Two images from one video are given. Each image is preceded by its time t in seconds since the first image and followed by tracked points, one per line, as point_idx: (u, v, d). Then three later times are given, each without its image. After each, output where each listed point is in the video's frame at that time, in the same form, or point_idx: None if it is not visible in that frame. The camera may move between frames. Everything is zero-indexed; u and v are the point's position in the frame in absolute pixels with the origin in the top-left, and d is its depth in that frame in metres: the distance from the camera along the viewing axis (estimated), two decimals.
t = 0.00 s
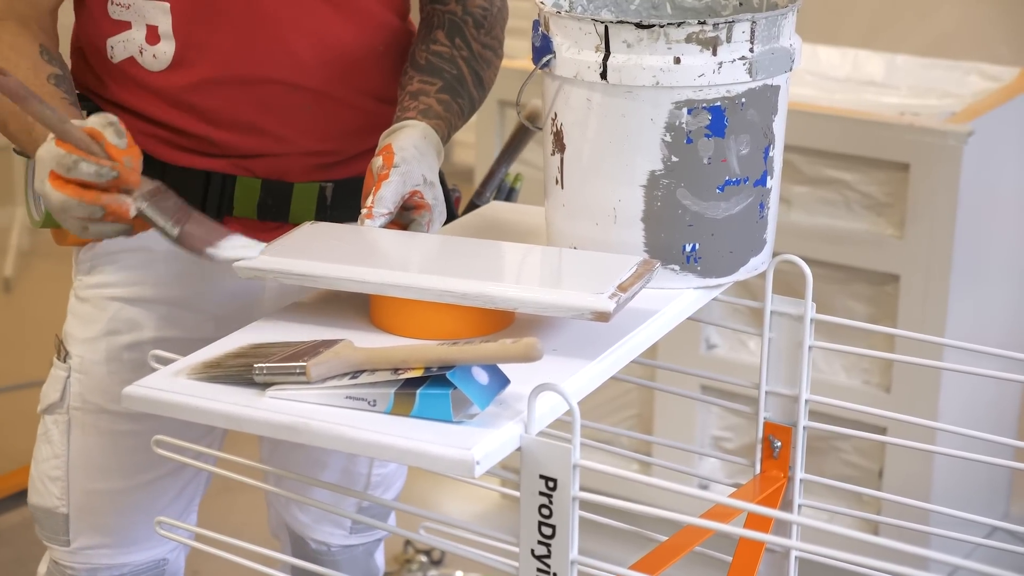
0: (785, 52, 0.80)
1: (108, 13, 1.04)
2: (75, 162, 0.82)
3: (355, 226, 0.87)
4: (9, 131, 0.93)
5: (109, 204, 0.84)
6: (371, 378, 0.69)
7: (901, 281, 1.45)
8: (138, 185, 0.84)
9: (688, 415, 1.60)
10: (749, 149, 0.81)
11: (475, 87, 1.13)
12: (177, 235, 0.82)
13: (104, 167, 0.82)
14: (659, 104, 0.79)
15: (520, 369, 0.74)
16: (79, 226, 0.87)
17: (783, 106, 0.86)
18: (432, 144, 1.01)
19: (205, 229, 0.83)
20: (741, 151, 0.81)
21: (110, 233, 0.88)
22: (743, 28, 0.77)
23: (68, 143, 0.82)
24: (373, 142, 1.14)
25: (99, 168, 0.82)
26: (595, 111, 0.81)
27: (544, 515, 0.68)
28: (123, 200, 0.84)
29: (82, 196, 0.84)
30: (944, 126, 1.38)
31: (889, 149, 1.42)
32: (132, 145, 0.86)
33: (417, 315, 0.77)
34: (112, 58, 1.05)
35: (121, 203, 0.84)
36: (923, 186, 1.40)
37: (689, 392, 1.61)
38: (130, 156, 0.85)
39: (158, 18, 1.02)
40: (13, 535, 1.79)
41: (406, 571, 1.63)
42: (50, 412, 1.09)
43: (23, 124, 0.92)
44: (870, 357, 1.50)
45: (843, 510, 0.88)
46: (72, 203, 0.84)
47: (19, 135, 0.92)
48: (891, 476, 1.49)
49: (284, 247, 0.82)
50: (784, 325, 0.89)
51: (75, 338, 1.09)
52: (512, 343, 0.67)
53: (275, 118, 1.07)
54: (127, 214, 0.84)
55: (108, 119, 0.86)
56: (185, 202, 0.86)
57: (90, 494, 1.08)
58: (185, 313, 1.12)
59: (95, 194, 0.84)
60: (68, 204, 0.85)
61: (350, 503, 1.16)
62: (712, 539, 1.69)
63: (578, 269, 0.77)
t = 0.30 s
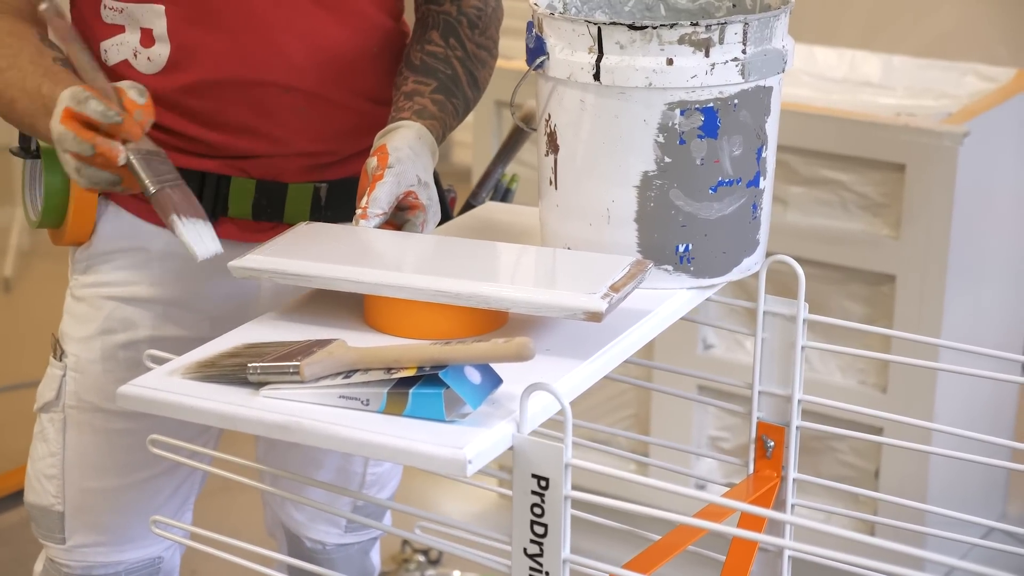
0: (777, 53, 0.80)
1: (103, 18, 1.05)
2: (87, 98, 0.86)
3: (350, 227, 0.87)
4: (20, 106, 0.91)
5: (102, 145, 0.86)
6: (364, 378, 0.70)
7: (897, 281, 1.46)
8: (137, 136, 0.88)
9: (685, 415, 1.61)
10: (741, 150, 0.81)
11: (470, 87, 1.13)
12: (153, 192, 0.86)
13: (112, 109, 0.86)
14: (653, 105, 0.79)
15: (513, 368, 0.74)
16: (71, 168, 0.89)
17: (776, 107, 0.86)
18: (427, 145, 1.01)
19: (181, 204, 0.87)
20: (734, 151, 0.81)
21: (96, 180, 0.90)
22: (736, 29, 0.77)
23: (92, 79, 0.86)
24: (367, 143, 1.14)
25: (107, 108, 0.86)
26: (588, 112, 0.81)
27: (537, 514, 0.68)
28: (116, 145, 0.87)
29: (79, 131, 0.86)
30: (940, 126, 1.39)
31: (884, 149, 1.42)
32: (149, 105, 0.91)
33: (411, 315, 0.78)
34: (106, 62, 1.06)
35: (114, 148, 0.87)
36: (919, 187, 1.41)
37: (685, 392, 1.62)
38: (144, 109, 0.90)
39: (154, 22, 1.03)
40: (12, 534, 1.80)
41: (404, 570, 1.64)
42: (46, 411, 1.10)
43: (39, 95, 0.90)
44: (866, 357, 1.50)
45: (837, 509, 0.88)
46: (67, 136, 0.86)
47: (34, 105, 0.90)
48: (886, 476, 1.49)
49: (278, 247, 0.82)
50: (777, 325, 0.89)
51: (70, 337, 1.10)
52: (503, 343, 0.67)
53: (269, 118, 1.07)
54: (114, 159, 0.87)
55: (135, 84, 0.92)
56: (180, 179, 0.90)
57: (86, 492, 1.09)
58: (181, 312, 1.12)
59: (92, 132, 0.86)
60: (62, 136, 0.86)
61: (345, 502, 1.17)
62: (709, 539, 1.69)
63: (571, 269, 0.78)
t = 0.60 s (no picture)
0: (781, 53, 0.80)
1: (102, 13, 1.05)
2: (151, 76, 0.84)
3: (353, 227, 0.87)
4: (51, 91, 0.92)
5: (149, 123, 0.83)
6: (366, 378, 0.70)
7: (900, 281, 1.45)
8: (187, 124, 0.85)
9: (688, 415, 1.61)
10: (745, 150, 0.81)
11: (473, 87, 1.13)
12: (185, 181, 0.83)
13: (171, 93, 0.83)
14: (656, 105, 0.79)
15: (516, 369, 0.74)
16: (113, 142, 0.86)
17: (779, 107, 0.86)
18: (430, 145, 1.01)
19: (210, 198, 0.84)
20: (738, 152, 0.81)
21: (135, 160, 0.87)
22: (740, 29, 0.77)
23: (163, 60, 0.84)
24: (368, 142, 1.14)
25: (167, 90, 0.83)
26: (591, 112, 0.81)
27: (540, 514, 0.68)
28: (163, 128, 0.84)
29: (132, 106, 0.83)
30: (944, 126, 1.38)
31: (889, 149, 1.42)
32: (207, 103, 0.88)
33: (414, 316, 0.78)
34: (107, 58, 1.06)
35: (160, 129, 0.84)
36: (923, 187, 1.40)
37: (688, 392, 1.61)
38: (203, 102, 0.87)
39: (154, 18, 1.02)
40: (15, 533, 1.80)
41: (407, 570, 1.64)
42: (46, 408, 1.10)
43: (74, 78, 0.92)
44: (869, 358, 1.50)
45: (840, 509, 0.88)
46: (118, 107, 0.83)
47: (69, 88, 0.92)
48: (889, 476, 1.49)
49: (282, 247, 0.82)
50: (780, 326, 0.89)
51: (71, 335, 1.10)
52: (506, 343, 0.68)
53: (270, 117, 1.08)
54: (156, 140, 0.84)
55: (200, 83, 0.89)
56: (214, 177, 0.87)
57: (86, 490, 1.09)
58: (182, 310, 1.12)
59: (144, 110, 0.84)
60: (112, 107, 0.84)
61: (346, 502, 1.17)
62: (712, 540, 1.69)
63: (574, 269, 0.78)
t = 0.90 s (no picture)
0: (777, 52, 0.80)
1: (100, 10, 1.05)
2: (153, 85, 0.83)
3: (350, 225, 0.87)
4: (52, 93, 0.92)
5: (153, 133, 0.82)
6: (362, 376, 0.70)
7: (899, 280, 1.45)
8: (191, 133, 0.84)
9: (686, 414, 1.61)
10: (742, 148, 0.81)
11: (470, 86, 1.13)
12: (191, 193, 0.84)
13: (173, 102, 0.82)
14: (652, 104, 0.79)
15: (511, 367, 0.74)
16: (116, 151, 0.85)
17: (776, 106, 0.86)
18: (427, 144, 1.01)
19: (217, 208, 0.84)
20: (734, 150, 0.81)
21: (142, 169, 0.86)
22: (736, 27, 0.77)
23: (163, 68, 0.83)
24: (364, 141, 1.14)
25: (169, 99, 0.82)
26: (588, 110, 0.81)
27: (535, 513, 0.68)
28: (167, 137, 0.83)
29: (134, 116, 0.82)
30: (944, 125, 1.38)
31: (888, 149, 1.42)
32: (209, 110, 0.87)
33: (409, 314, 0.78)
34: (106, 54, 1.06)
35: (164, 138, 0.83)
36: (922, 186, 1.40)
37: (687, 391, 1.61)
38: (205, 110, 0.86)
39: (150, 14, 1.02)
40: (14, 533, 1.80)
41: (405, 570, 1.64)
42: (42, 405, 1.10)
43: (75, 82, 0.91)
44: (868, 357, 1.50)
45: (838, 509, 0.88)
46: (121, 116, 0.82)
47: (70, 91, 0.91)
48: (888, 476, 1.49)
49: (278, 246, 0.82)
50: (777, 324, 0.89)
51: (68, 332, 1.10)
52: (502, 342, 0.67)
53: (266, 115, 1.08)
54: (161, 150, 0.83)
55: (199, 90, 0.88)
56: (220, 185, 0.87)
57: (82, 487, 1.09)
58: (179, 308, 1.12)
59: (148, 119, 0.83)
60: (116, 116, 0.83)
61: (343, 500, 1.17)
62: (711, 539, 1.69)
63: (570, 268, 0.78)
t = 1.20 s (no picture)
0: (777, 51, 0.80)
1: (99, 9, 1.05)
2: (182, 86, 0.83)
3: (349, 225, 0.87)
4: (55, 90, 0.92)
5: (182, 134, 0.83)
6: (360, 377, 0.70)
7: (900, 281, 1.45)
8: (220, 136, 0.84)
9: (687, 414, 1.60)
10: (741, 148, 0.81)
11: (469, 86, 1.13)
12: (221, 194, 0.84)
13: (203, 104, 0.82)
14: (651, 104, 0.79)
15: (509, 368, 0.74)
16: (142, 149, 0.85)
17: (775, 106, 0.86)
18: (427, 144, 1.01)
19: (245, 210, 0.84)
20: (734, 150, 0.81)
21: (167, 169, 0.86)
22: (735, 27, 0.77)
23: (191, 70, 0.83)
24: (363, 140, 1.14)
25: (199, 101, 0.82)
26: (587, 110, 0.81)
27: (534, 514, 0.68)
28: (198, 139, 0.83)
29: (164, 116, 0.82)
30: (944, 125, 1.38)
31: (888, 149, 1.42)
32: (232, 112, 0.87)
33: (407, 314, 0.78)
34: (105, 53, 1.06)
35: (194, 140, 0.83)
36: (922, 187, 1.40)
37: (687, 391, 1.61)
38: (230, 112, 0.86)
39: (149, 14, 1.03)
40: (14, 532, 1.80)
41: (405, 570, 1.63)
42: (42, 405, 1.10)
43: (80, 79, 0.92)
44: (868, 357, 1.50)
45: (838, 509, 0.88)
46: (150, 117, 0.82)
47: (75, 88, 0.92)
48: (888, 476, 1.48)
49: (276, 246, 0.82)
50: (777, 324, 0.89)
51: (68, 331, 1.10)
52: (502, 342, 0.67)
53: (264, 114, 1.08)
54: (191, 151, 0.83)
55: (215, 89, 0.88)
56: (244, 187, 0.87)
57: (82, 487, 1.09)
58: (179, 308, 1.12)
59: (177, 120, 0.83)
60: (144, 116, 0.82)
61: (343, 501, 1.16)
62: (711, 540, 1.69)
63: (569, 268, 0.77)
